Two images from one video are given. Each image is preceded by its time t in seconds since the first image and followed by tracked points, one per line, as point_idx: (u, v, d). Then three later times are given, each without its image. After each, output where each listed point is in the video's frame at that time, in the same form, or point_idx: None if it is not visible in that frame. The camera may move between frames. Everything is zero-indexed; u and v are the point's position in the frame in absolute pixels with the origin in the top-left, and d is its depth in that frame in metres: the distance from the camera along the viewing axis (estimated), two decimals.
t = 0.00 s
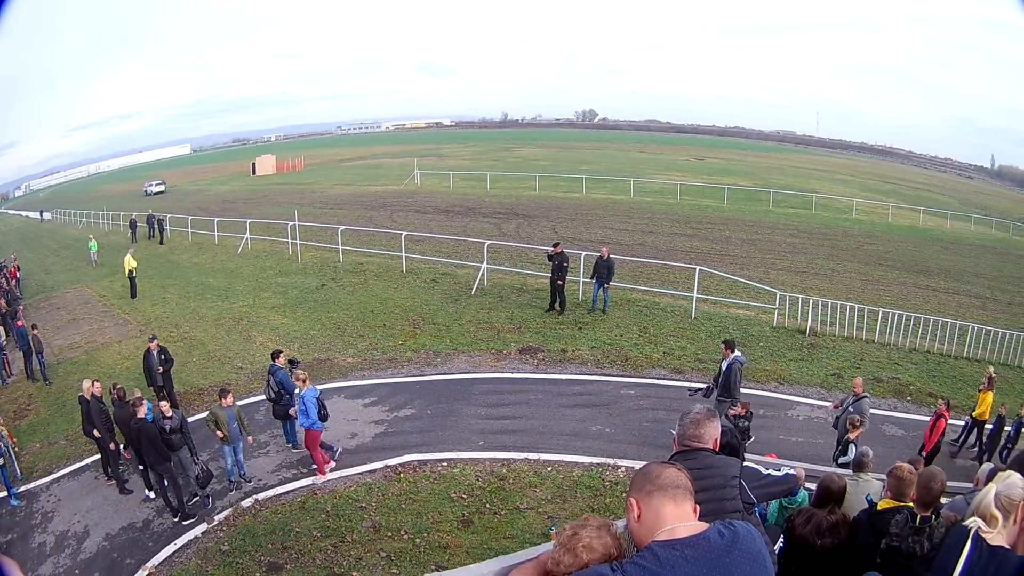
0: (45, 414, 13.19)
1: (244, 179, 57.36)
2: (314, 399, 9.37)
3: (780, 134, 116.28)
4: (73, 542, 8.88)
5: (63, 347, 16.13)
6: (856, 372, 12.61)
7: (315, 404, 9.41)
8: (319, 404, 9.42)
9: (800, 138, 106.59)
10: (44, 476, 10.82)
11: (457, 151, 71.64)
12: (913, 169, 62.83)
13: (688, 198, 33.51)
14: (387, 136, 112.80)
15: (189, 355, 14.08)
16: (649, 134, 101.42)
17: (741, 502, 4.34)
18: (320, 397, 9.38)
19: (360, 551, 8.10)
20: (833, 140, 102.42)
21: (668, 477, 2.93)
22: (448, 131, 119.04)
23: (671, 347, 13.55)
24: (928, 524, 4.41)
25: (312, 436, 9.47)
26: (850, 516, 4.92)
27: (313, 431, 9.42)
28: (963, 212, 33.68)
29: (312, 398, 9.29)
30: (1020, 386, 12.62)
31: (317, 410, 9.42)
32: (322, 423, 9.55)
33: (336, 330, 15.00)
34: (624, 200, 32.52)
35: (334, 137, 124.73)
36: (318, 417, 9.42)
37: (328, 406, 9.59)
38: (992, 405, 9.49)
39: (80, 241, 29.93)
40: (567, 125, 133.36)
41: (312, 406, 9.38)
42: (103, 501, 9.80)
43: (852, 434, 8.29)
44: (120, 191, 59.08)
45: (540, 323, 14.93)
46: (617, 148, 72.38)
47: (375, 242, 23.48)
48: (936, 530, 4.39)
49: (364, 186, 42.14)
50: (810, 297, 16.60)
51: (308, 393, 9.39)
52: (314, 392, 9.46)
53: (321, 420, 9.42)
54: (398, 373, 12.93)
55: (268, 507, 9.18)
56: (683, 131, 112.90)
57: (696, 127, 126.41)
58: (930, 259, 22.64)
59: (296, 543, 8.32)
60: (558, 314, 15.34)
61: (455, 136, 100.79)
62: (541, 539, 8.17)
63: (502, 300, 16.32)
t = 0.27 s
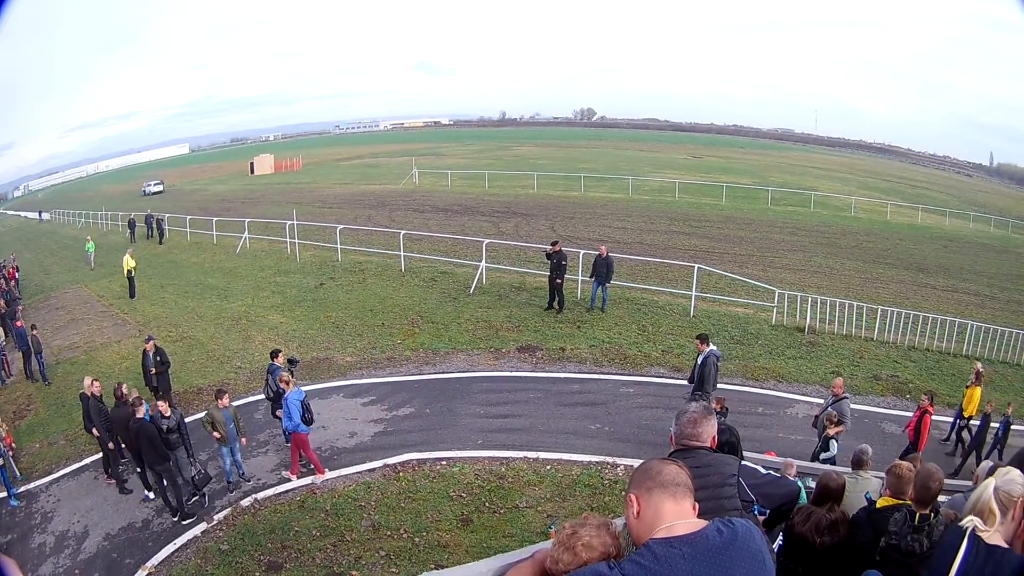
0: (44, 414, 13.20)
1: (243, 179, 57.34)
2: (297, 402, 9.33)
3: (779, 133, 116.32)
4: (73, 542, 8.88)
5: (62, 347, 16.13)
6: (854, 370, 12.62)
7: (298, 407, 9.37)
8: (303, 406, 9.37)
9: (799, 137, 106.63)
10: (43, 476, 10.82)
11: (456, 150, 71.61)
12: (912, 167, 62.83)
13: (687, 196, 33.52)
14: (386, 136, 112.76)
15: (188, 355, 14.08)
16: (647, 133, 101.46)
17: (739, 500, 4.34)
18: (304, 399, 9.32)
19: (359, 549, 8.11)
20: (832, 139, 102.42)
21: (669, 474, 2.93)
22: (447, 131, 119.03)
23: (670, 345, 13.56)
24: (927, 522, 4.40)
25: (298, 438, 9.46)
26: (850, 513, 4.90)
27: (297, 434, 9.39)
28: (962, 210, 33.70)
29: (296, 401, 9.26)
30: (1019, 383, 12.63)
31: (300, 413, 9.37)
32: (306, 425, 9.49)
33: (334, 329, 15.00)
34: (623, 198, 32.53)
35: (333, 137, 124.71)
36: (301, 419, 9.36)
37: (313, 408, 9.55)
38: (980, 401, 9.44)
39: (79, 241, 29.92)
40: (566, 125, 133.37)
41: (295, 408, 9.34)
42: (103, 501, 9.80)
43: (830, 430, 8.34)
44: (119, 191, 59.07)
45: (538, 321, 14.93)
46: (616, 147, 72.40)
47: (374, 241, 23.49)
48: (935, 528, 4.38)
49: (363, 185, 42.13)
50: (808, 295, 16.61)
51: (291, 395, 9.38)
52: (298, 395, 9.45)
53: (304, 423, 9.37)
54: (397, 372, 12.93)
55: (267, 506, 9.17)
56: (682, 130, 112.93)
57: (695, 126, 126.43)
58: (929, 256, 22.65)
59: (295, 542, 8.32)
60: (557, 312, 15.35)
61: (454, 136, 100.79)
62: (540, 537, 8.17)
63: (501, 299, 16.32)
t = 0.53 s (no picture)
0: (44, 414, 13.19)
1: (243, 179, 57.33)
2: (283, 401, 9.37)
3: (779, 134, 116.29)
4: (72, 541, 8.88)
5: (62, 346, 16.13)
6: (855, 371, 12.61)
7: (283, 406, 9.40)
8: (287, 406, 9.41)
9: (799, 137, 106.65)
10: (44, 476, 10.82)
11: (456, 150, 71.61)
12: (913, 168, 62.77)
13: (687, 197, 33.52)
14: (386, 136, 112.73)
15: (188, 354, 14.09)
16: (647, 133, 101.42)
17: (740, 501, 4.35)
18: (288, 397, 9.38)
19: (359, 549, 8.11)
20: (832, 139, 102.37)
21: (673, 474, 2.92)
22: (447, 131, 119.02)
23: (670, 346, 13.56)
24: (926, 523, 4.44)
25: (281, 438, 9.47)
26: (849, 513, 4.93)
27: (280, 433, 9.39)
28: (962, 211, 33.68)
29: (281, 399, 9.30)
30: (1018, 384, 12.64)
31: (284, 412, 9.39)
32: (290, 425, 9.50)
33: (334, 329, 15.00)
34: (623, 199, 32.51)
35: (333, 137, 124.68)
36: (284, 418, 9.39)
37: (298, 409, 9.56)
38: (970, 400, 9.41)
39: (79, 240, 29.91)
40: (567, 125, 133.37)
41: (279, 407, 9.36)
42: (102, 501, 9.80)
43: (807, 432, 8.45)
44: (119, 191, 59.05)
45: (539, 321, 14.93)
46: (616, 147, 72.38)
47: (374, 241, 23.49)
48: (933, 529, 4.43)
49: (364, 185, 42.12)
50: (808, 296, 16.60)
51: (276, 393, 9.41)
52: (283, 394, 9.48)
53: (287, 422, 9.37)
54: (397, 372, 12.93)
55: (267, 506, 9.17)
56: (682, 130, 112.92)
57: (696, 126, 126.39)
58: (929, 257, 22.64)
59: (295, 542, 8.32)
60: (557, 312, 15.35)
61: (454, 136, 100.79)
62: (540, 538, 8.17)
63: (501, 299, 16.32)
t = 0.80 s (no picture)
0: (43, 414, 13.18)
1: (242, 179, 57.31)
2: (267, 403, 9.40)
3: (778, 134, 116.32)
4: (71, 542, 8.87)
5: (60, 347, 16.12)
6: (853, 372, 12.61)
7: (267, 408, 9.43)
8: (272, 408, 9.44)
9: (798, 138, 106.70)
10: (42, 477, 10.81)
11: (455, 150, 71.66)
12: (911, 169, 62.81)
13: (686, 198, 33.52)
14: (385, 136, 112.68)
15: (187, 355, 14.08)
16: (646, 134, 101.43)
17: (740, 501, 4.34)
18: (274, 400, 9.38)
19: (358, 550, 8.10)
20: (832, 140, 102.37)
21: (672, 475, 2.90)
22: (446, 131, 118.98)
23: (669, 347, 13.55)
24: (923, 523, 4.41)
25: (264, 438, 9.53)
26: (847, 514, 4.92)
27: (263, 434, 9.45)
28: (961, 212, 33.69)
29: (265, 401, 9.36)
30: (1016, 385, 12.65)
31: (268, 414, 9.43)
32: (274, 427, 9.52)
33: (333, 330, 15.00)
34: (622, 200, 32.51)
35: (332, 137, 124.65)
36: (268, 419, 9.40)
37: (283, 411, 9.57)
38: (956, 402, 9.34)
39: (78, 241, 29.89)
40: (566, 125, 133.38)
41: (263, 408, 9.40)
42: (101, 502, 9.80)
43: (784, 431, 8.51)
44: (118, 191, 59.01)
45: (537, 322, 14.94)
46: (615, 148, 72.40)
47: (373, 242, 23.48)
48: (931, 529, 4.39)
49: (363, 186, 42.11)
50: (807, 297, 16.60)
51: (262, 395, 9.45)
52: (269, 395, 9.52)
53: (270, 424, 9.40)
54: (396, 373, 12.93)
55: (266, 507, 9.17)
56: (681, 131, 112.96)
57: (695, 127, 126.41)
58: (927, 258, 22.65)
59: (294, 543, 8.31)
60: (556, 314, 15.35)
61: (453, 137, 100.80)
62: (538, 539, 8.16)
63: (499, 300, 16.31)
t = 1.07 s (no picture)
0: (44, 412, 13.20)
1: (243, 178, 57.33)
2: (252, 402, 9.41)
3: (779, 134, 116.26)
4: (72, 539, 8.89)
5: (62, 345, 16.14)
6: (854, 372, 12.62)
7: (253, 406, 9.47)
8: (256, 407, 9.45)
9: (799, 138, 106.63)
10: (44, 474, 10.82)
11: (456, 150, 71.64)
12: (913, 169, 62.77)
13: (688, 197, 33.51)
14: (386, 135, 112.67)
15: (188, 353, 14.09)
16: (647, 134, 101.38)
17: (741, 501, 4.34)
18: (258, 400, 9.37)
19: (359, 549, 8.11)
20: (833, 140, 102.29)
21: (685, 473, 2.88)
22: (447, 131, 118.96)
23: (670, 346, 13.56)
24: (924, 523, 4.40)
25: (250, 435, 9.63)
26: (849, 514, 4.92)
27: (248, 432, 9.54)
28: (963, 212, 33.66)
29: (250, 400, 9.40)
30: (1018, 385, 12.64)
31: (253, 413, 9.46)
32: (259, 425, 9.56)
33: (334, 328, 15.00)
34: (624, 199, 32.51)
35: (333, 136, 124.62)
36: (252, 418, 9.43)
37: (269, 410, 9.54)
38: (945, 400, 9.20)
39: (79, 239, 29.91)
40: (567, 125, 133.37)
41: (248, 407, 9.45)
42: (102, 500, 9.81)
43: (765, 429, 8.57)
44: (119, 190, 59.02)
45: (539, 321, 14.94)
46: (617, 147, 72.37)
47: (374, 241, 23.49)
48: (933, 529, 4.38)
49: (364, 185, 42.12)
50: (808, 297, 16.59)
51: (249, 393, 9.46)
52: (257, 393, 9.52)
53: (254, 423, 9.44)
54: (397, 372, 12.93)
55: (267, 505, 9.17)
56: (682, 130, 112.93)
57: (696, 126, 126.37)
58: (929, 258, 22.65)
59: (294, 541, 8.32)
60: (557, 313, 15.35)
61: (454, 136, 100.79)
62: (540, 538, 8.16)
63: (501, 299, 16.31)
